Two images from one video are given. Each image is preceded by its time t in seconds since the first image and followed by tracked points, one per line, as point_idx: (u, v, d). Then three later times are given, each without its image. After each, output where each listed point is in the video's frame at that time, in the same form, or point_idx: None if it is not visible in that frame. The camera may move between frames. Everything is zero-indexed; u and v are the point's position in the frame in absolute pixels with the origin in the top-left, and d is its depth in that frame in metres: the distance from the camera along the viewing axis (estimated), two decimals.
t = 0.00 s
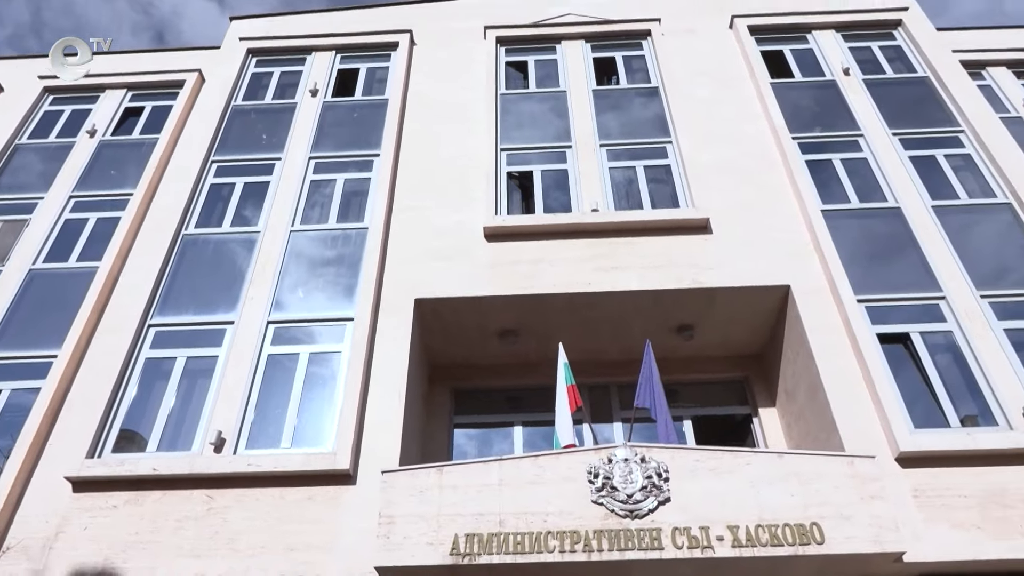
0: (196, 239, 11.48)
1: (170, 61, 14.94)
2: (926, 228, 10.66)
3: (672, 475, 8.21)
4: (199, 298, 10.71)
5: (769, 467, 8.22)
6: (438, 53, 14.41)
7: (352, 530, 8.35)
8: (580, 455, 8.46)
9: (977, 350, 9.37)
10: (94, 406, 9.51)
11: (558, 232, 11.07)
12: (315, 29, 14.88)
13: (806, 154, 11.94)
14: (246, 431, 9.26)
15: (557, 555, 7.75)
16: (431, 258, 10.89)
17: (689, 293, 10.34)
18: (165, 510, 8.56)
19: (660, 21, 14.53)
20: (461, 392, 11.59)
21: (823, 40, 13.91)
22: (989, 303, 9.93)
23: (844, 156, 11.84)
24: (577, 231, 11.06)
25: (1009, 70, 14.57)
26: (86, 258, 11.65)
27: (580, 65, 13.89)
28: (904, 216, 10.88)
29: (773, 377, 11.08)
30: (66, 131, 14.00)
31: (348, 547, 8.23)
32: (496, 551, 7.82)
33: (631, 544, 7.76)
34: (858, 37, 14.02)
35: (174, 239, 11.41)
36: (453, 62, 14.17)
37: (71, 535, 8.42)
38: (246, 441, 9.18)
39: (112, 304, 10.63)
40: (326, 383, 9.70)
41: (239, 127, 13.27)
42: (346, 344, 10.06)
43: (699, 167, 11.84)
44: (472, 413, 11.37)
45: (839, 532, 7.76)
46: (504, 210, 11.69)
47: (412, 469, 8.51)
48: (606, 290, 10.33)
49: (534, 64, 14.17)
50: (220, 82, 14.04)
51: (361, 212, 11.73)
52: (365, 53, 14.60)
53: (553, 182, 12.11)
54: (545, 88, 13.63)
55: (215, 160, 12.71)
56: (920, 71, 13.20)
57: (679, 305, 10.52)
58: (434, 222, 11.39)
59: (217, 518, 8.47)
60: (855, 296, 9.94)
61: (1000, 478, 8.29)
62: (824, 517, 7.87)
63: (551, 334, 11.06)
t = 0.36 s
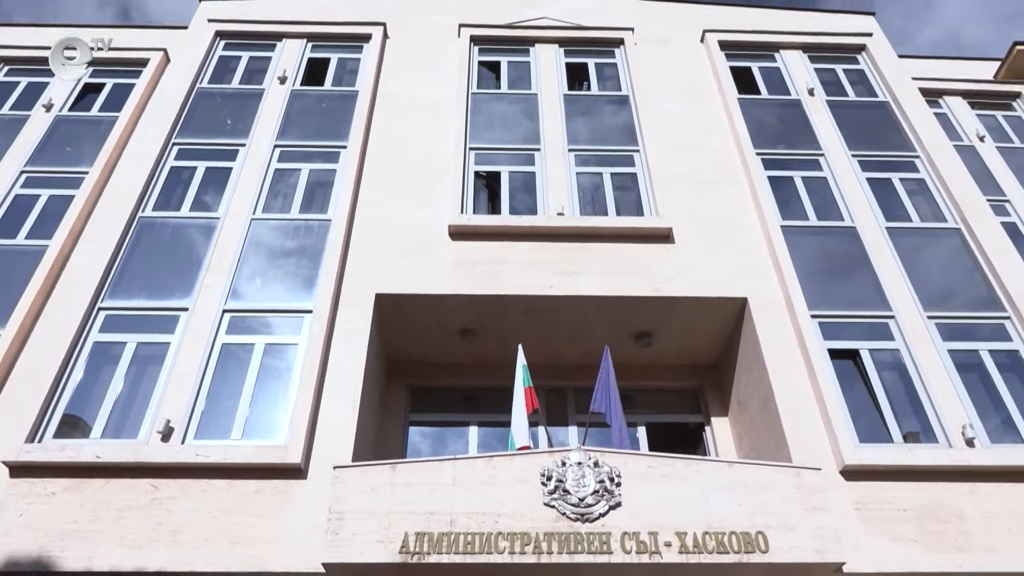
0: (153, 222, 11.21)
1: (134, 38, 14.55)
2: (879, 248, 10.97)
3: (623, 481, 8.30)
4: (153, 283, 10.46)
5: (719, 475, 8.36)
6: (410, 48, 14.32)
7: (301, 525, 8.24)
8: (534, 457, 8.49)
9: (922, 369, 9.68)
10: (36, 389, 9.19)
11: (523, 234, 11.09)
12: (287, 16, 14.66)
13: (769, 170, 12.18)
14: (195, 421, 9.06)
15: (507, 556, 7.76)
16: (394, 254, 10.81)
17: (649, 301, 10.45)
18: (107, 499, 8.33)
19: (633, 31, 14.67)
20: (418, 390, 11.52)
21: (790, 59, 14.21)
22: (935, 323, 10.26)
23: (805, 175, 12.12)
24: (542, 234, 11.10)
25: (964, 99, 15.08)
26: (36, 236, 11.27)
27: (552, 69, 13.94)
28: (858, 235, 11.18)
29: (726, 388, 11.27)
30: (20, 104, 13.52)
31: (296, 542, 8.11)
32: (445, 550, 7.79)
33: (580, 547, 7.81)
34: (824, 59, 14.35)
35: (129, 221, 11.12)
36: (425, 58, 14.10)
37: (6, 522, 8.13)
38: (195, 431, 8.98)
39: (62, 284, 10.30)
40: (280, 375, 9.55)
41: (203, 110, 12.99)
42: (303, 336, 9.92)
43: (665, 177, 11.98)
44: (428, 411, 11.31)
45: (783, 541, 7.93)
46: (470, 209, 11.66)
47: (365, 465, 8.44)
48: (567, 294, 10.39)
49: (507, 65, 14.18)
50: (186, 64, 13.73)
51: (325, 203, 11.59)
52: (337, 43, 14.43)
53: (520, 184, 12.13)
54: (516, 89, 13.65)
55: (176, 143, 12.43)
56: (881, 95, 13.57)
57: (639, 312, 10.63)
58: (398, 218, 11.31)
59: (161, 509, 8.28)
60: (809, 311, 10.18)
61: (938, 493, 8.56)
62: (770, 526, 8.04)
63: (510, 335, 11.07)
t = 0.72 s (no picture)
0: (109, 202, 10.92)
1: (99, 13, 14.14)
2: (835, 266, 11.24)
3: (576, 485, 8.36)
4: (107, 265, 10.18)
5: (670, 482, 8.47)
6: (385, 41, 14.21)
7: (248, 518, 8.10)
8: (489, 458, 8.50)
9: (870, 385, 9.95)
10: None
11: (488, 234, 11.09)
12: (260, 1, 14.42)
13: (734, 184, 12.39)
14: (144, 408, 8.84)
15: (457, 556, 7.74)
16: (358, 247, 10.72)
17: (610, 307, 10.54)
18: (46, 485, 8.08)
19: (607, 39, 14.78)
20: (375, 386, 11.42)
21: (759, 77, 14.47)
22: (885, 342, 10.55)
23: (768, 191, 12.36)
24: (507, 235, 11.12)
25: (923, 126, 15.54)
26: None
27: (526, 72, 13.96)
28: (816, 253, 11.44)
29: (682, 396, 11.42)
30: None
31: (243, 535, 7.98)
32: (395, 548, 7.74)
33: (530, 549, 7.83)
34: (791, 79, 14.65)
35: (85, 200, 10.81)
36: (399, 52, 14.01)
37: None
38: (143, 419, 8.77)
39: (9, 261, 9.95)
40: (234, 364, 9.38)
41: (168, 91, 12.70)
42: (260, 326, 9.77)
43: (632, 186, 12.11)
44: (384, 408, 11.21)
45: (729, 549, 8.08)
46: (437, 207, 11.62)
47: (317, 460, 8.34)
48: (529, 296, 10.42)
49: (481, 65, 14.16)
50: (152, 43, 13.41)
51: (289, 193, 11.43)
52: (309, 31, 14.24)
53: (488, 184, 12.12)
54: (489, 89, 13.65)
55: (138, 123, 12.12)
56: (844, 117, 13.91)
57: (600, 317, 10.71)
58: (364, 212, 11.21)
59: (103, 496, 8.06)
60: (765, 325, 10.38)
61: (879, 507, 8.80)
62: (717, 534, 8.17)
63: (471, 335, 11.06)
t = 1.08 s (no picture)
0: (62, 181, 10.58)
1: None
2: (791, 280, 11.49)
3: (529, 487, 8.38)
4: (57, 245, 9.85)
5: (622, 486, 8.56)
6: (356, 33, 14.06)
7: (194, 510, 7.93)
8: (443, 457, 8.47)
9: (819, 398, 10.20)
10: None
11: (452, 232, 11.05)
12: None
13: (696, 195, 12.58)
14: (89, 394, 8.58)
15: (407, 554, 7.69)
16: (319, 240, 10.58)
17: (571, 311, 10.60)
18: None
19: (579, 44, 14.88)
20: (330, 380, 11.28)
21: (726, 90, 14.72)
22: (835, 356, 10.83)
23: (730, 203, 12.58)
24: (471, 234, 11.10)
25: (880, 148, 15.99)
26: None
27: (497, 72, 13.96)
28: (773, 266, 11.68)
29: (637, 402, 11.56)
30: None
31: (188, 528, 7.80)
32: (344, 545, 7.66)
33: (481, 549, 7.83)
34: (756, 94, 14.94)
35: (35, 177, 10.44)
36: (370, 45, 13.88)
37: None
38: (88, 405, 8.51)
39: None
40: (186, 353, 9.18)
41: (130, 70, 12.37)
42: (215, 315, 9.57)
43: (597, 191, 12.20)
44: (339, 403, 11.09)
45: (677, 554, 8.19)
46: (401, 202, 11.54)
47: (268, 453, 8.21)
48: (491, 296, 10.42)
49: (452, 62, 14.12)
50: (114, 19, 13.03)
51: (251, 181, 11.23)
52: (279, 18, 14.01)
53: (454, 182, 12.08)
54: (459, 87, 13.61)
55: (96, 101, 11.77)
56: (806, 135, 14.24)
57: (560, 320, 10.76)
58: (327, 204, 11.07)
59: (42, 484, 7.80)
60: (721, 335, 10.56)
61: (823, 516, 9.02)
62: (666, 539, 8.28)
63: (430, 333, 11.01)
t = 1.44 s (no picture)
0: (21, 159, 10.27)
1: None
2: (755, 290, 11.67)
3: (490, 487, 8.39)
4: (13, 226, 9.57)
5: (582, 488, 8.61)
6: (332, 24, 13.92)
7: (147, 502, 7.77)
8: (404, 454, 8.42)
9: (777, 407, 10.39)
10: None
11: (422, 229, 11.00)
12: None
13: (666, 202, 12.71)
14: (41, 380, 8.35)
15: (364, 552, 7.63)
16: (287, 231, 10.46)
17: (538, 312, 10.63)
18: None
19: (556, 47, 14.93)
20: (292, 374, 11.15)
21: (698, 100, 14.90)
22: (795, 366, 11.02)
23: (698, 212, 12.73)
24: (441, 232, 11.05)
25: (846, 163, 16.33)
26: None
27: (473, 71, 13.94)
28: (738, 276, 11.85)
29: (600, 405, 11.64)
30: None
31: (140, 520, 7.64)
32: (300, 540, 7.57)
33: (439, 548, 7.81)
34: (728, 105, 15.15)
35: None
36: (346, 37, 13.76)
37: None
38: (40, 392, 8.28)
39: None
40: (145, 341, 8.99)
41: (97, 49, 12.06)
42: (176, 304, 9.39)
43: (569, 194, 12.25)
44: (301, 397, 10.97)
45: (633, 557, 8.27)
46: (372, 197, 11.45)
47: (226, 446, 8.08)
48: (458, 295, 10.39)
49: (428, 59, 14.06)
50: None
51: (219, 168, 11.05)
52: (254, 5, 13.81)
53: (426, 179, 12.03)
54: (435, 84, 13.55)
55: (60, 79, 11.46)
56: (775, 148, 14.48)
57: (526, 321, 10.78)
58: (296, 195, 10.95)
59: None
60: (685, 341, 10.68)
61: (778, 523, 9.18)
62: (623, 542, 8.35)
63: (396, 329, 10.94)
